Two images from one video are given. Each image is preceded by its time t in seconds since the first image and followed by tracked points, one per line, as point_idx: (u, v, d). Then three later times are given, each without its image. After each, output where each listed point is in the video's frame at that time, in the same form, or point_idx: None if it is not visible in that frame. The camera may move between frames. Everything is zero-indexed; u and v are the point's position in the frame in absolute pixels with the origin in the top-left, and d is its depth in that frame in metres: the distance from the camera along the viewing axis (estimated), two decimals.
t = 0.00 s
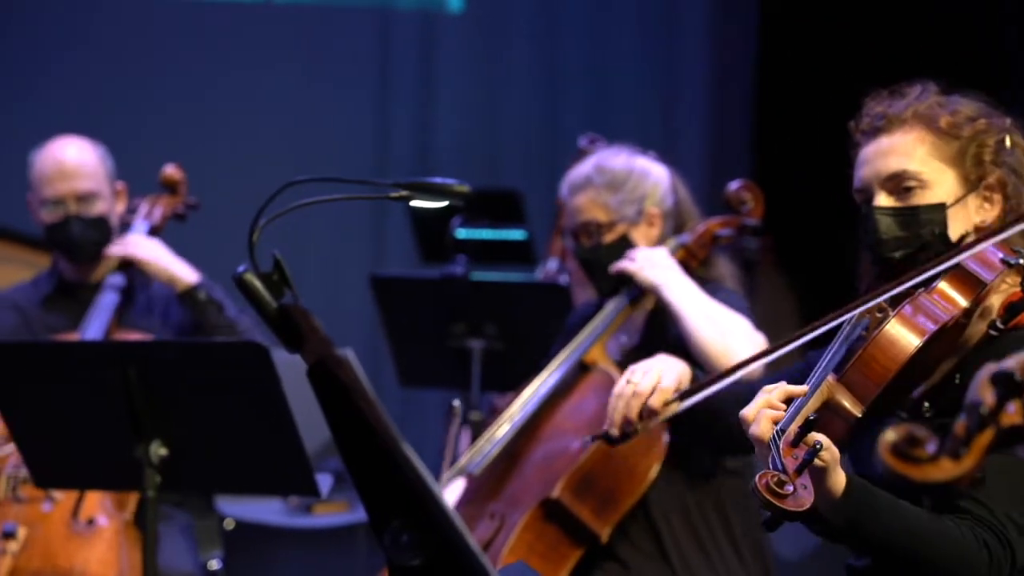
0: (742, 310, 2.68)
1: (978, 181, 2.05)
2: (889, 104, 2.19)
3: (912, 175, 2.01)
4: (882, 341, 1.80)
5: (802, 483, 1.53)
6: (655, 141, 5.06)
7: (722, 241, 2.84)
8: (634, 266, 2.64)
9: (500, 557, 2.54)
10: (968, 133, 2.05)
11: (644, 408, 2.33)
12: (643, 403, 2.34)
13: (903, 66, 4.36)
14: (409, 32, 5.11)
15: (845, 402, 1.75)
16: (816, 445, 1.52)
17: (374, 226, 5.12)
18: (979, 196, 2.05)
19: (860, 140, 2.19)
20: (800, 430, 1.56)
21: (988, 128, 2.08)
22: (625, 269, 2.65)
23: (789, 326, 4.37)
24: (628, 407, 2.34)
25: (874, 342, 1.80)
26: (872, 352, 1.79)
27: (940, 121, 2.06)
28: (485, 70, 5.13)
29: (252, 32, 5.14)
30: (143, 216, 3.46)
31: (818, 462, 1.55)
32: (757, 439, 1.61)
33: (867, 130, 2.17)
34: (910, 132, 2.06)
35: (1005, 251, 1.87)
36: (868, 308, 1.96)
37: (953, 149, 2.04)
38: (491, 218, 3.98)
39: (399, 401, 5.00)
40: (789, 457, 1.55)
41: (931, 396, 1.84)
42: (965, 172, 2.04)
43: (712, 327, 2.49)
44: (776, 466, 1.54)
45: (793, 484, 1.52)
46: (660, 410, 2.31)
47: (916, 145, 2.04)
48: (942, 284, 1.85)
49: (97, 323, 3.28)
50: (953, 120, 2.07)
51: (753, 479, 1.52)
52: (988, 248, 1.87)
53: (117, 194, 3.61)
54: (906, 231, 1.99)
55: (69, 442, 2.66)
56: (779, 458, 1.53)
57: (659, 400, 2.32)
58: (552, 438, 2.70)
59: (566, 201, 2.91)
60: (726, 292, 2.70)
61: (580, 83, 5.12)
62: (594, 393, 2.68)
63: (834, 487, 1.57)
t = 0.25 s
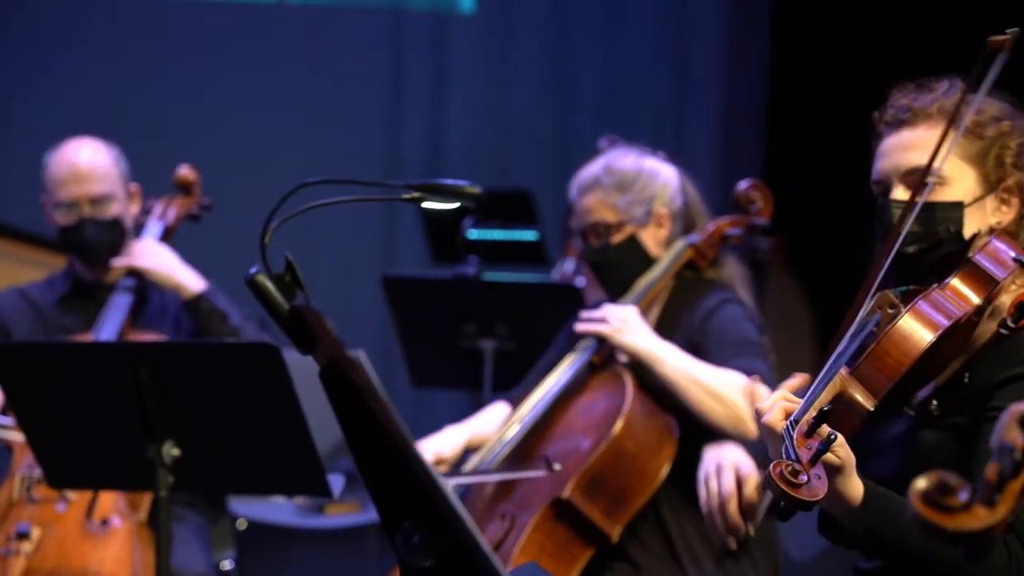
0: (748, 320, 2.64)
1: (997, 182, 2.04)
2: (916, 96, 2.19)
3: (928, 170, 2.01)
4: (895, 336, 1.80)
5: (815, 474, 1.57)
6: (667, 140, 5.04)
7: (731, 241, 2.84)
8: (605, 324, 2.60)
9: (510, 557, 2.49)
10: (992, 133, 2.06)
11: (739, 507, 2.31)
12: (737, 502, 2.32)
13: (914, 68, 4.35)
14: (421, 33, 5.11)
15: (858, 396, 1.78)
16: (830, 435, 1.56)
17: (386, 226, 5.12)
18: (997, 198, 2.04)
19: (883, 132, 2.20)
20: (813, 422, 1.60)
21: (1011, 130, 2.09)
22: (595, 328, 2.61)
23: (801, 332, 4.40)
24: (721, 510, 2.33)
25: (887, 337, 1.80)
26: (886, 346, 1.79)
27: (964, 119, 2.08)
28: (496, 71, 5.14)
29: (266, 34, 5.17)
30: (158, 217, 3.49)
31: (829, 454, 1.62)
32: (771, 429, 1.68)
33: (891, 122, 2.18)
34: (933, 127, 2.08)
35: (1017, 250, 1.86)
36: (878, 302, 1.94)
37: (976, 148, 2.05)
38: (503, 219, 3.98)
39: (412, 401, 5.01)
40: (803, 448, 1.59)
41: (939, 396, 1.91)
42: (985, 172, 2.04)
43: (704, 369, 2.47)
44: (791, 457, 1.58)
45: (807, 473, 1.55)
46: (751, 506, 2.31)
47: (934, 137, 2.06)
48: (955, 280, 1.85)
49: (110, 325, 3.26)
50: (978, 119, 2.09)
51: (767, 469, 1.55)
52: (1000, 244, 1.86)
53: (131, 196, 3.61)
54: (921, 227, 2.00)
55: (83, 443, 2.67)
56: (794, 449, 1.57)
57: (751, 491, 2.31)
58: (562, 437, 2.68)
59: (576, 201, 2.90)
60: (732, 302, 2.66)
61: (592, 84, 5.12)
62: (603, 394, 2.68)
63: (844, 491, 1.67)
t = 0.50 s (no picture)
0: (765, 318, 2.64)
1: (1013, 182, 2.03)
2: (935, 92, 2.17)
3: (944, 165, 2.00)
4: (909, 325, 1.79)
5: (832, 456, 1.59)
6: (679, 140, 5.03)
7: (747, 241, 2.84)
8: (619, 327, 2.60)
9: (524, 558, 2.49)
10: (1011, 133, 2.05)
11: (703, 557, 2.19)
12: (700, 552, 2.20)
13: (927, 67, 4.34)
14: (433, 32, 5.11)
15: (872, 384, 1.77)
16: (847, 418, 1.58)
17: (398, 226, 5.12)
18: (1011, 198, 2.04)
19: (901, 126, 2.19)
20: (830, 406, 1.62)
21: None
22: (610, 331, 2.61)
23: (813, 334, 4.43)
24: (685, 563, 2.20)
25: (901, 326, 1.80)
26: (900, 335, 1.79)
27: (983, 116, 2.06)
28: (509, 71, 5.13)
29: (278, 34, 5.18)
30: (166, 216, 3.45)
31: (848, 437, 1.63)
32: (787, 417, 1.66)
33: (908, 118, 2.16)
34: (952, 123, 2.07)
35: None
36: (891, 295, 1.94)
37: (993, 146, 2.03)
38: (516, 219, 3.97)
39: (424, 401, 5.02)
40: (820, 431, 1.61)
41: (950, 393, 1.91)
42: (1001, 171, 2.03)
43: (721, 365, 2.46)
44: (808, 439, 1.60)
45: (825, 454, 1.58)
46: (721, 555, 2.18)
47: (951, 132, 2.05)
48: (968, 273, 1.86)
49: (116, 326, 3.27)
50: (997, 118, 2.07)
51: (785, 450, 1.58)
52: (1012, 240, 1.87)
53: (145, 196, 3.62)
54: (936, 222, 1.98)
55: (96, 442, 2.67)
56: (810, 431, 1.59)
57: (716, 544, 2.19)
58: (576, 438, 2.67)
59: (589, 201, 2.90)
60: (748, 301, 2.67)
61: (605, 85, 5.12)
62: (619, 395, 2.68)
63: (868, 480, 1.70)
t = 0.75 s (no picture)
0: (779, 321, 2.65)
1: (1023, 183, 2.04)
2: (945, 94, 2.17)
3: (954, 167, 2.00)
4: (919, 326, 1.80)
5: (837, 458, 1.56)
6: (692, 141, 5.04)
7: (762, 242, 2.85)
8: (637, 330, 2.59)
9: (539, 560, 2.49)
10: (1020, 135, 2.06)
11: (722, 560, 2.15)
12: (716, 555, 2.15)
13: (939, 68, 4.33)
14: (445, 32, 5.12)
15: (881, 386, 1.77)
16: (852, 421, 1.57)
17: (409, 226, 5.13)
18: (1021, 200, 2.05)
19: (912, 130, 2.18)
20: (835, 407, 1.60)
21: None
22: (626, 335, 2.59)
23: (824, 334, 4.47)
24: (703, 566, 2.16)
25: (911, 327, 1.80)
26: (909, 337, 1.79)
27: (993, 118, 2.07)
28: (520, 71, 5.13)
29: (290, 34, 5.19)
30: (183, 216, 3.46)
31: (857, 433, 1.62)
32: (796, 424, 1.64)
33: (918, 120, 2.16)
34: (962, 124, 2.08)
35: None
36: (902, 296, 1.94)
37: (1003, 147, 2.04)
38: (528, 218, 3.96)
39: (437, 400, 5.03)
40: (826, 433, 1.58)
41: (962, 394, 1.91)
42: (1012, 171, 2.03)
43: (737, 372, 2.46)
44: (813, 441, 1.57)
45: (830, 456, 1.54)
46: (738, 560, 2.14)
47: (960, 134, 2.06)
48: (979, 275, 1.86)
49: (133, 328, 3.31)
50: (1006, 119, 2.08)
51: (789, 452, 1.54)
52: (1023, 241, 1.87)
53: (160, 199, 3.62)
54: (946, 223, 1.98)
55: (110, 442, 2.68)
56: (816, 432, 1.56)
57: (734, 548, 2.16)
58: (591, 440, 2.68)
59: (601, 202, 2.90)
60: (763, 303, 2.67)
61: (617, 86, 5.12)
62: (633, 397, 2.69)
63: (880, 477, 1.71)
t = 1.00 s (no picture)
0: (788, 321, 2.64)
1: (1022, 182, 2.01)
2: (935, 101, 2.17)
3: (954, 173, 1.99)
4: (926, 332, 1.81)
5: (845, 470, 1.57)
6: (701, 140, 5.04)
7: (771, 242, 2.84)
8: (643, 329, 2.60)
9: (547, 559, 2.49)
10: (1016, 133, 2.03)
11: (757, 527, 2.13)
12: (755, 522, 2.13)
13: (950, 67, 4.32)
14: (455, 32, 5.13)
15: (889, 393, 1.80)
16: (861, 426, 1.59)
17: (419, 226, 5.13)
18: None
19: (904, 139, 2.19)
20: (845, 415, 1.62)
21: None
22: (633, 333, 2.61)
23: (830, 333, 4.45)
24: (741, 533, 2.14)
25: (917, 334, 1.81)
26: (916, 343, 1.81)
27: (988, 121, 2.04)
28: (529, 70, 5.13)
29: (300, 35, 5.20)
30: (195, 218, 3.46)
31: (866, 441, 1.66)
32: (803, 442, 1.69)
33: (911, 129, 2.16)
34: (956, 131, 2.06)
35: None
36: (910, 300, 1.94)
37: (1000, 148, 2.01)
38: (537, 218, 3.97)
39: (447, 400, 5.03)
40: (832, 443, 1.60)
41: (972, 395, 1.90)
42: (1010, 172, 2.01)
43: (740, 371, 2.46)
44: (821, 451, 1.59)
45: (838, 468, 1.55)
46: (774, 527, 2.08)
47: (957, 140, 2.05)
48: (986, 278, 1.86)
49: (147, 325, 3.29)
50: (1001, 121, 2.05)
51: (797, 466, 1.56)
52: None
53: (176, 201, 3.63)
54: (950, 229, 1.99)
55: (121, 442, 2.68)
56: (823, 444, 1.58)
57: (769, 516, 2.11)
58: (600, 439, 2.67)
59: (611, 201, 2.90)
60: (772, 303, 2.66)
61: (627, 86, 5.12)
62: (642, 396, 2.68)
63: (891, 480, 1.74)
